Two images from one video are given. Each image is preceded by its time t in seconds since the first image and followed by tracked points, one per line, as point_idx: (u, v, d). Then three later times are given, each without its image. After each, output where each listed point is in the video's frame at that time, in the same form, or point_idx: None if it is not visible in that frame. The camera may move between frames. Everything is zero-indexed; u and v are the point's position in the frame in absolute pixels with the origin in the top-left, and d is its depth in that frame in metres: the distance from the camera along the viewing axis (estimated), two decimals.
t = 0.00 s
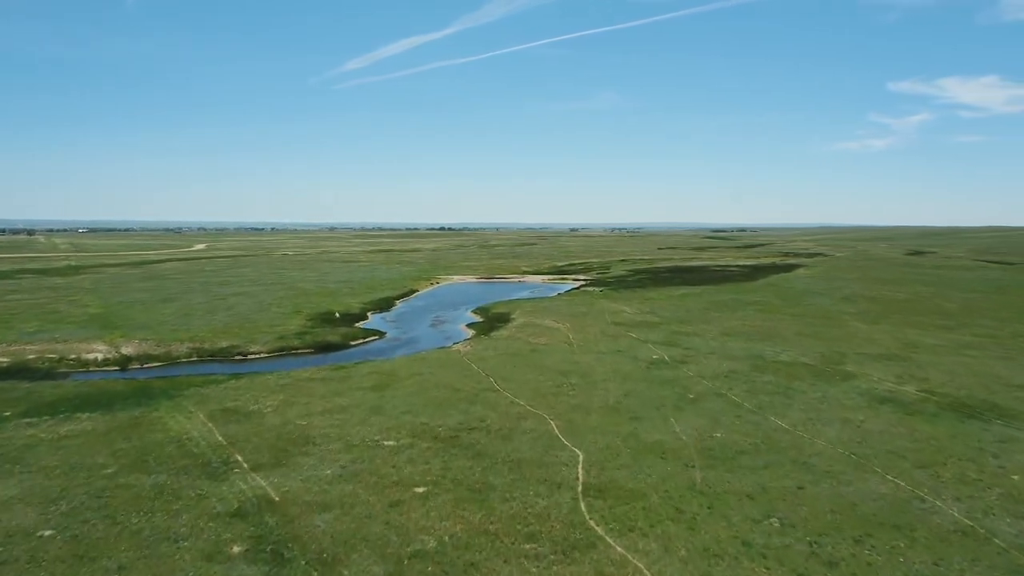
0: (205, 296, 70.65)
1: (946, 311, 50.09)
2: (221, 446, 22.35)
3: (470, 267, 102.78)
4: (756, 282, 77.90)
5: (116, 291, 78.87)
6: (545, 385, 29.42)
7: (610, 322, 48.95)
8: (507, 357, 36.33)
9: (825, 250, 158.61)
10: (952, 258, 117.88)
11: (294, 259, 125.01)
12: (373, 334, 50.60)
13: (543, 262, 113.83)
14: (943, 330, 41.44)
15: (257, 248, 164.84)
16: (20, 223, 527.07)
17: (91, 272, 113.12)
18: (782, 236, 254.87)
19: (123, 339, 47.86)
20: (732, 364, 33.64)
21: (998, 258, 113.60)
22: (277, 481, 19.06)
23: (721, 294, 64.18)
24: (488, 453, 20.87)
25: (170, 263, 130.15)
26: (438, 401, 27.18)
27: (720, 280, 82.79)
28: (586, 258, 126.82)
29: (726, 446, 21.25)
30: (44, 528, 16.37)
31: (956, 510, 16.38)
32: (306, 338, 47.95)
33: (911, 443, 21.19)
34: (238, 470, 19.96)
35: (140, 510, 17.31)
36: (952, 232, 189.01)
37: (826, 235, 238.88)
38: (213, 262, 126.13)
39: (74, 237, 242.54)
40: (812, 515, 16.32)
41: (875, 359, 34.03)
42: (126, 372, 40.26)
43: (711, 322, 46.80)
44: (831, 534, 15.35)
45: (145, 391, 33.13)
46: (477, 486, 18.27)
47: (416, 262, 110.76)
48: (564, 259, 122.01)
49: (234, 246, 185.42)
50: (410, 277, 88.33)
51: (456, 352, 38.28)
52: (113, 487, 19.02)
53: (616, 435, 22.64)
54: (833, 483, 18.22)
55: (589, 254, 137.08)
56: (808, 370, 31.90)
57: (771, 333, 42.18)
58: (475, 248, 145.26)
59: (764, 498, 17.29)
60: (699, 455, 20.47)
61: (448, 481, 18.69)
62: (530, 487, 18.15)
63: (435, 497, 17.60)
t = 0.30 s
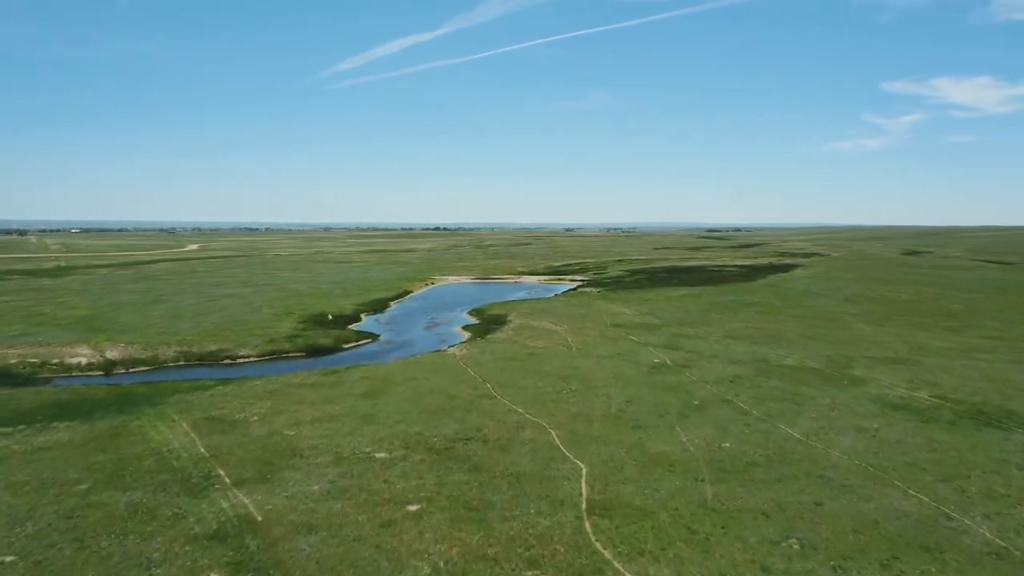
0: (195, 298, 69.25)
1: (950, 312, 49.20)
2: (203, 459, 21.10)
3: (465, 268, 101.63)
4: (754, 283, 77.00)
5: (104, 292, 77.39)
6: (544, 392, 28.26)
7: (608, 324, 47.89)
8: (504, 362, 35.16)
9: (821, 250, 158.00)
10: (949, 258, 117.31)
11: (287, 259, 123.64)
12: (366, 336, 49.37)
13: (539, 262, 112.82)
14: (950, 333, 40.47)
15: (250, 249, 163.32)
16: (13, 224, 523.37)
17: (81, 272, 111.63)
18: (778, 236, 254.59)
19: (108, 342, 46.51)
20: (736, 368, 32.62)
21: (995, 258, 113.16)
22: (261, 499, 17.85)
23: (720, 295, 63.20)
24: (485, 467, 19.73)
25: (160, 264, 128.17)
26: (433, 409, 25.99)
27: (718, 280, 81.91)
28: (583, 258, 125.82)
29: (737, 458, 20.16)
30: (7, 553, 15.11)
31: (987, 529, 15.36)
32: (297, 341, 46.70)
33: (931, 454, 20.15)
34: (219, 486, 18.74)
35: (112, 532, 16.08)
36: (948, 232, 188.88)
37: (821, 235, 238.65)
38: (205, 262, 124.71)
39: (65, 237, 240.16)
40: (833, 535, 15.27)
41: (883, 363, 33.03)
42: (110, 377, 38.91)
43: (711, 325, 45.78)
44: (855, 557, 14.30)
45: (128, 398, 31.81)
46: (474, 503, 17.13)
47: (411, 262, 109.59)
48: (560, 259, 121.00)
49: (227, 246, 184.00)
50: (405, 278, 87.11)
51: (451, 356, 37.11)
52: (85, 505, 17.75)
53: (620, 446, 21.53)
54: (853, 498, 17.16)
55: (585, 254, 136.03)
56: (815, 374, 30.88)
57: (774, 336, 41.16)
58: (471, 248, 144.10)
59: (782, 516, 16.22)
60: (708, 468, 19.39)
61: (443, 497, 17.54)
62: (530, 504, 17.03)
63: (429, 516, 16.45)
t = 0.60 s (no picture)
0: (185, 299, 67.82)
1: (954, 313, 48.32)
2: (182, 474, 19.86)
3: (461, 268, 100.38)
4: (753, 283, 76.06)
5: (92, 294, 75.77)
6: (542, 398, 27.12)
7: (607, 326, 46.78)
8: (501, 366, 33.96)
9: (818, 249, 157.17)
10: (948, 257, 116.63)
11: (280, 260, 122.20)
12: (359, 339, 48.13)
13: (536, 262, 111.67)
14: (957, 335, 39.56)
15: (243, 249, 161.43)
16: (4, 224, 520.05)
17: (69, 273, 109.79)
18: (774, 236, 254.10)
19: (93, 346, 45.10)
20: (741, 372, 31.59)
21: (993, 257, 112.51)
22: (243, 519, 16.65)
23: (720, 296, 62.23)
24: (483, 481, 18.59)
25: (152, 264, 126.52)
26: (427, 418, 24.84)
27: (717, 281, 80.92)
28: (579, 258, 124.75)
29: (749, 471, 19.08)
30: None
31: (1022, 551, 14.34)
32: (288, 344, 45.41)
33: (953, 466, 19.11)
34: (198, 505, 17.52)
35: (80, 558, 14.86)
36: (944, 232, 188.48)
37: (817, 235, 238.17)
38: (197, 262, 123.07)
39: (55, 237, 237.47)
40: (858, 558, 14.21)
41: (892, 366, 32.06)
42: (93, 382, 37.59)
43: (713, 327, 44.76)
44: None
45: (110, 405, 30.50)
46: (470, 523, 15.97)
47: (406, 262, 108.29)
48: (557, 259, 119.87)
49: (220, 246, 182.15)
50: (399, 278, 85.80)
51: (447, 360, 35.95)
52: (53, 526, 16.52)
53: (625, 457, 20.40)
54: (875, 516, 16.10)
55: (582, 254, 134.91)
56: (823, 379, 29.88)
57: (778, 338, 40.16)
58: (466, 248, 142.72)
59: (801, 536, 15.14)
60: (719, 482, 18.31)
61: (438, 517, 16.40)
62: (532, 524, 15.90)
63: (423, 538, 15.30)
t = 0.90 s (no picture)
0: (174, 301, 66.34)
1: (960, 314, 47.41)
2: (160, 491, 18.61)
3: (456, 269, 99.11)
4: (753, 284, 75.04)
5: (79, 296, 74.16)
6: (541, 406, 25.96)
7: (606, 328, 45.67)
8: (498, 371, 32.77)
9: (814, 249, 156.36)
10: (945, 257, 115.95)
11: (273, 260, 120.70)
12: (352, 342, 46.86)
13: (532, 262, 110.45)
14: (965, 337, 38.62)
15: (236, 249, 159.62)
16: None
17: (57, 274, 107.91)
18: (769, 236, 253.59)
19: (77, 350, 43.68)
20: (747, 377, 30.54)
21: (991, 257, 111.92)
22: (223, 542, 15.43)
23: (720, 297, 61.19)
24: (481, 498, 17.43)
25: (142, 265, 124.66)
26: (422, 427, 23.66)
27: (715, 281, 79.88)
28: (576, 258, 123.63)
29: (764, 486, 17.97)
30: None
31: None
32: (279, 347, 44.11)
33: (977, 479, 18.09)
34: (175, 526, 16.28)
35: None
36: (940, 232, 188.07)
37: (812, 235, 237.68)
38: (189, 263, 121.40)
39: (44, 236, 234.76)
40: None
41: (902, 371, 31.07)
42: (75, 389, 36.22)
43: (715, 329, 43.71)
44: None
45: (91, 413, 29.17)
46: (468, 547, 14.84)
47: (400, 263, 106.94)
48: (553, 259, 118.70)
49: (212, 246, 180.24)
50: (393, 279, 84.47)
51: (442, 364, 34.76)
52: (16, 551, 15.26)
53: (631, 471, 19.29)
54: (901, 536, 15.04)
55: (578, 254, 133.75)
56: (832, 384, 28.84)
57: (782, 341, 39.13)
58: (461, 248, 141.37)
59: (825, 561, 14.05)
60: (732, 498, 17.22)
61: (432, 539, 15.23)
62: (535, 547, 14.75)
63: (416, 565, 14.15)
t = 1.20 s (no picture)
0: (163, 303, 64.90)
1: (965, 316, 46.48)
2: (134, 510, 17.36)
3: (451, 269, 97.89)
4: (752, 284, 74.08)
5: (66, 297, 72.58)
6: (541, 414, 24.80)
7: (606, 331, 44.57)
8: (495, 377, 31.57)
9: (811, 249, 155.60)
10: (943, 257, 115.30)
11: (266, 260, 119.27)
12: (345, 345, 45.63)
13: (528, 263, 109.27)
14: (973, 340, 37.67)
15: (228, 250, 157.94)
16: None
17: (46, 275, 106.11)
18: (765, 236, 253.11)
19: (60, 354, 42.29)
20: (753, 383, 29.49)
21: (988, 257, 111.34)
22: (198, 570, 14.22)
23: (720, 298, 60.21)
24: (478, 518, 16.25)
25: (132, 266, 122.93)
26: (415, 438, 22.46)
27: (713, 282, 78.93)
28: (572, 258, 122.56)
29: (779, 503, 16.86)
30: None
31: None
32: (269, 351, 42.82)
33: (1005, 496, 17.04)
34: (147, 551, 15.05)
35: None
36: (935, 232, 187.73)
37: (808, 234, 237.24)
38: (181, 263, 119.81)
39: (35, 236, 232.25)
40: None
41: (912, 376, 30.07)
42: (56, 395, 34.89)
43: (716, 331, 42.67)
44: None
45: (69, 423, 27.84)
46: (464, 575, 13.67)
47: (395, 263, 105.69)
48: (549, 259, 117.58)
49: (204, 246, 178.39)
50: (387, 280, 83.17)
51: (436, 369, 33.56)
52: None
53: (638, 486, 18.15)
54: (931, 562, 13.94)
55: (575, 254, 132.64)
56: (842, 390, 27.81)
57: (786, 344, 38.11)
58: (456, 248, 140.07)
59: None
60: (747, 518, 16.11)
61: (425, 567, 14.05)
62: None
63: None
